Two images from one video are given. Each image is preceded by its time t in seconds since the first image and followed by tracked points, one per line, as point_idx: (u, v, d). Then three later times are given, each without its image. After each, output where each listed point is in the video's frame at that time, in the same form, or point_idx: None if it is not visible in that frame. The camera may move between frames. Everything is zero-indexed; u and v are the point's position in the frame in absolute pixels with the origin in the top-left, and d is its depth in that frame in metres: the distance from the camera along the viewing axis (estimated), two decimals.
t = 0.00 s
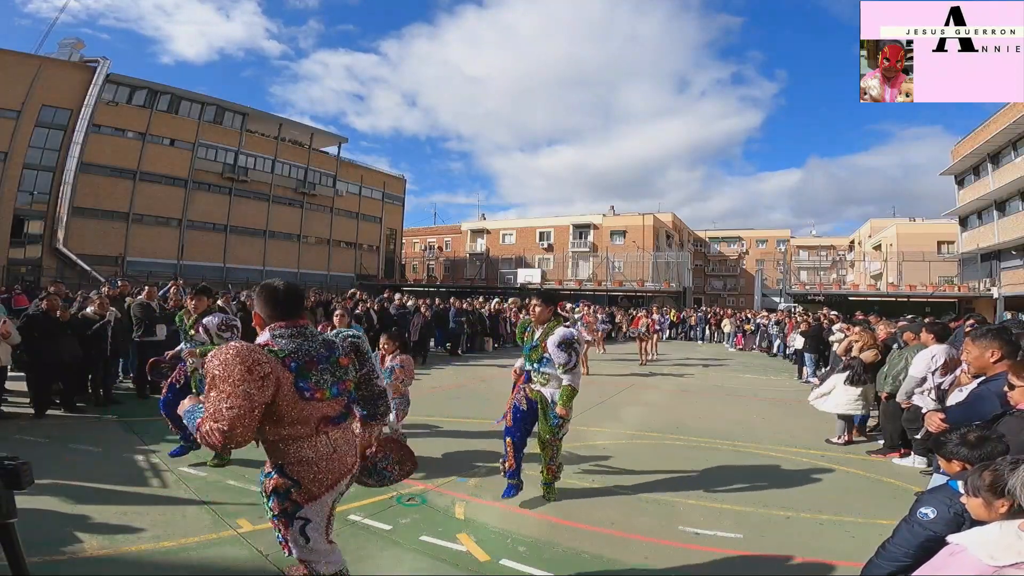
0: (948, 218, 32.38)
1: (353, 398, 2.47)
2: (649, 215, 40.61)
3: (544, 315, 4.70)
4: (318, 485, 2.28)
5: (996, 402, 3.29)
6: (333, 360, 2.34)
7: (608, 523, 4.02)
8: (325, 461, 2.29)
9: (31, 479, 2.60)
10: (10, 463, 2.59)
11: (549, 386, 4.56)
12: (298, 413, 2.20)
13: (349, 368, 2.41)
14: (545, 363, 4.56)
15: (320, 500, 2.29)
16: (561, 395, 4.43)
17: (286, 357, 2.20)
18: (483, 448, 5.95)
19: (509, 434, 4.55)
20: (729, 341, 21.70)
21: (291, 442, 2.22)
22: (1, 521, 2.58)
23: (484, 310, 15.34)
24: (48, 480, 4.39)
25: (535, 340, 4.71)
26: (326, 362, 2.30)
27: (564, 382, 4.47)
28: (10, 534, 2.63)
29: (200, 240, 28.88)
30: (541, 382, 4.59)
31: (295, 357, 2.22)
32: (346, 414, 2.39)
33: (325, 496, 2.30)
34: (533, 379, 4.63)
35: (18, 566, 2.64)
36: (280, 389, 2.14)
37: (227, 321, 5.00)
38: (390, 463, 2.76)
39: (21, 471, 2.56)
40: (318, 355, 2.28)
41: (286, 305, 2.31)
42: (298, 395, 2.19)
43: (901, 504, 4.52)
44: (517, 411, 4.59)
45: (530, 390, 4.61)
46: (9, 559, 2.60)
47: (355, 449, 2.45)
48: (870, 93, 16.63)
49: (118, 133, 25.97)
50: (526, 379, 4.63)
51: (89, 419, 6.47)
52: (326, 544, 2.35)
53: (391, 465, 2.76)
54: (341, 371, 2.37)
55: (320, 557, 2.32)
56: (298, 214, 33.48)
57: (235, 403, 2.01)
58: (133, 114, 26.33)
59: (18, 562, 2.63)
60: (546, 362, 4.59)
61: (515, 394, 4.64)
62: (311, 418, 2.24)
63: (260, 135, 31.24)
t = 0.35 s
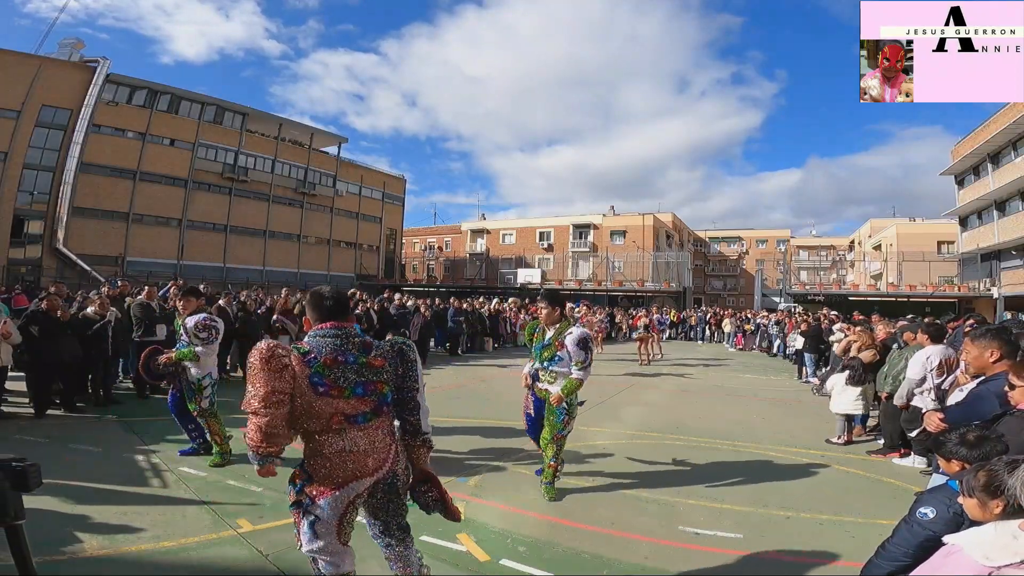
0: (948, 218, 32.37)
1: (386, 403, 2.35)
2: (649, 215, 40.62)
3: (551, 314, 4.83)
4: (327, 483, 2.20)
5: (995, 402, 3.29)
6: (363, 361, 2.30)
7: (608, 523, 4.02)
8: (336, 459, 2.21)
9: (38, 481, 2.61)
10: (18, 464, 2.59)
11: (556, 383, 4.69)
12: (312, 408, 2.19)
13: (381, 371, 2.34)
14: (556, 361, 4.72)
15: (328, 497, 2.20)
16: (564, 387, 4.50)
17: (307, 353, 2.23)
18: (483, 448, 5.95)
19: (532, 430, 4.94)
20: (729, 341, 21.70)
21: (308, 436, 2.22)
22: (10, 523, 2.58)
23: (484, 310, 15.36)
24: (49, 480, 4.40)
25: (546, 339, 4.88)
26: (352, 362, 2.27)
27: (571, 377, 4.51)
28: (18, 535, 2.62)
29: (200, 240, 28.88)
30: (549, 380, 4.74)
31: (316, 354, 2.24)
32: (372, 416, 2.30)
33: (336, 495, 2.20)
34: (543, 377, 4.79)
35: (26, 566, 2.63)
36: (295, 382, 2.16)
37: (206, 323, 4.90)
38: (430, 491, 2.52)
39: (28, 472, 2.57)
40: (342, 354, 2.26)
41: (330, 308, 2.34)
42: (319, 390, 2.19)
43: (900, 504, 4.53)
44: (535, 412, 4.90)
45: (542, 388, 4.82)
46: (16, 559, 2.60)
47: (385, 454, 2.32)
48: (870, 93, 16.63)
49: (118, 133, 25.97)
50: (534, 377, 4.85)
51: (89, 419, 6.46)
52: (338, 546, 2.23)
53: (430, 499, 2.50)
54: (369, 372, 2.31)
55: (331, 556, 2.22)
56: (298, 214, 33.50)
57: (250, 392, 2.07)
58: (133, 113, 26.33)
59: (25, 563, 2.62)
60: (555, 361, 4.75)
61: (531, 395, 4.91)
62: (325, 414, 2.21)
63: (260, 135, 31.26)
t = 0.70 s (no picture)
0: (948, 218, 32.37)
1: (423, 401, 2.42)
2: (649, 215, 40.62)
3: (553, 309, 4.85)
4: (376, 480, 2.19)
5: (995, 402, 3.29)
6: (410, 361, 2.34)
7: (609, 523, 4.02)
8: (392, 455, 2.22)
9: (44, 482, 2.60)
10: (23, 466, 2.58)
11: (565, 377, 4.76)
12: (376, 406, 2.17)
13: (421, 370, 2.40)
14: (564, 358, 4.81)
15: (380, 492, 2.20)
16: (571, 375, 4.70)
17: (368, 351, 2.20)
18: (484, 448, 5.95)
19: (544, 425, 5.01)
20: (729, 341, 21.70)
21: (366, 435, 2.18)
22: (15, 525, 2.57)
23: (484, 310, 15.41)
24: (49, 480, 4.39)
25: (549, 335, 4.92)
26: (401, 361, 2.30)
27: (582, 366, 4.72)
28: (22, 535, 2.61)
29: (200, 240, 28.89)
30: (556, 375, 4.80)
31: (376, 352, 2.22)
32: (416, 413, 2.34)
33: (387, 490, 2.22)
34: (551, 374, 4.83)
35: (29, 567, 2.62)
36: (365, 379, 2.13)
37: (204, 318, 5.02)
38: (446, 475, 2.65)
39: (33, 473, 2.56)
40: (395, 353, 2.28)
41: (366, 307, 2.31)
42: (379, 387, 2.18)
43: (900, 504, 4.53)
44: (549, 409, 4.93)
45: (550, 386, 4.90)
46: (19, 560, 2.58)
47: (420, 451, 2.39)
48: (870, 93, 16.62)
49: (118, 133, 25.97)
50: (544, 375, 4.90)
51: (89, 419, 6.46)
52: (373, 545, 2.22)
53: (440, 467, 2.66)
54: (416, 371, 2.36)
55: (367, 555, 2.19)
56: (298, 214, 33.52)
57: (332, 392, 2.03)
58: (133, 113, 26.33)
59: (28, 563, 2.61)
60: (565, 357, 4.80)
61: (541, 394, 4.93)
62: (383, 411, 2.19)
63: (260, 135, 31.28)
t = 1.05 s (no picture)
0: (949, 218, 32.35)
1: (414, 410, 2.31)
2: (649, 215, 40.60)
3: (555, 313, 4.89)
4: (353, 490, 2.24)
5: (996, 402, 3.29)
6: (388, 370, 2.26)
7: (609, 523, 4.01)
8: (360, 464, 2.23)
9: (44, 482, 2.60)
10: (23, 465, 2.57)
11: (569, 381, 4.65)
12: (337, 417, 2.21)
13: (408, 379, 2.29)
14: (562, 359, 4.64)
15: (352, 501, 2.22)
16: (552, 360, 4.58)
17: (333, 365, 2.22)
18: (484, 448, 5.96)
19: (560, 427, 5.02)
20: (729, 341, 21.69)
21: (334, 441, 2.26)
22: (15, 526, 2.56)
23: (484, 310, 15.41)
24: (49, 480, 4.39)
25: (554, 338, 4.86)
26: (378, 370, 2.24)
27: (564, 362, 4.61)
28: (22, 535, 2.60)
29: (200, 240, 28.89)
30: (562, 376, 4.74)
31: (341, 366, 2.22)
32: (398, 423, 2.28)
33: (360, 500, 2.22)
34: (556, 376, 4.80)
35: (28, 567, 2.61)
36: (320, 392, 2.20)
37: (181, 326, 4.98)
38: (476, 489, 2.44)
39: (34, 473, 2.55)
40: (366, 364, 2.23)
41: (351, 315, 2.31)
42: (341, 402, 2.20)
43: (900, 505, 4.53)
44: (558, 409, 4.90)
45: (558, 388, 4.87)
46: (19, 560, 2.57)
47: (412, 462, 2.31)
48: (870, 93, 16.63)
49: (118, 133, 25.96)
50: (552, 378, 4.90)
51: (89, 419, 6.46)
52: (358, 550, 2.23)
53: (468, 484, 2.40)
54: (397, 382, 2.26)
55: (346, 555, 2.21)
56: (298, 214, 33.51)
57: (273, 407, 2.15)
58: (133, 113, 26.33)
59: (27, 563, 2.60)
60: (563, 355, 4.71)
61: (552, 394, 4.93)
62: (348, 423, 2.21)
63: (260, 135, 31.28)
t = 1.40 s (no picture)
0: (948, 218, 32.36)
1: (395, 422, 2.22)
2: (649, 215, 40.59)
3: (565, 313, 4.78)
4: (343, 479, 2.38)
5: (996, 402, 3.29)
6: (374, 371, 2.26)
7: (610, 523, 4.01)
8: (344, 457, 2.32)
9: (39, 479, 2.60)
10: (19, 464, 2.57)
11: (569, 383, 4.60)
12: (335, 409, 2.36)
13: (392, 387, 2.22)
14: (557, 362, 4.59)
15: (337, 489, 2.33)
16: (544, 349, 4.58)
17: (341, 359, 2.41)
18: (484, 448, 5.95)
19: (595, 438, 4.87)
20: (729, 341, 21.68)
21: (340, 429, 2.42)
22: (11, 525, 2.55)
23: (484, 310, 15.43)
24: (50, 480, 4.39)
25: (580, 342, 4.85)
26: (370, 372, 2.27)
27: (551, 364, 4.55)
28: (18, 536, 2.57)
29: (200, 240, 28.90)
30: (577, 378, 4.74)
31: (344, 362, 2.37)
32: (376, 430, 2.23)
33: (342, 492, 2.30)
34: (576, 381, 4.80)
35: (26, 567, 2.59)
36: (330, 378, 2.42)
37: (162, 324, 4.83)
38: (440, 531, 2.15)
39: (29, 471, 2.55)
40: (361, 364, 2.29)
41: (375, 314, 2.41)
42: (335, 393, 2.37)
43: (900, 504, 4.53)
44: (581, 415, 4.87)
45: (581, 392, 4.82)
46: (15, 561, 2.54)
47: (389, 471, 2.22)
48: (870, 93, 16.64)
49: (118, 133, 25.96)
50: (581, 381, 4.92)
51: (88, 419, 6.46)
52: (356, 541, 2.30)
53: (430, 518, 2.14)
54: (379, 388, 2.24)
55: (356, 556, 2.27)
56: (298, 214, 33.51)
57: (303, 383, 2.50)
58: (133, 113, 26.32)
59: (24, 563, 2.58)
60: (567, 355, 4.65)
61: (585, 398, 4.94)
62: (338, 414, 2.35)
63: (260, 135, 31.29)
